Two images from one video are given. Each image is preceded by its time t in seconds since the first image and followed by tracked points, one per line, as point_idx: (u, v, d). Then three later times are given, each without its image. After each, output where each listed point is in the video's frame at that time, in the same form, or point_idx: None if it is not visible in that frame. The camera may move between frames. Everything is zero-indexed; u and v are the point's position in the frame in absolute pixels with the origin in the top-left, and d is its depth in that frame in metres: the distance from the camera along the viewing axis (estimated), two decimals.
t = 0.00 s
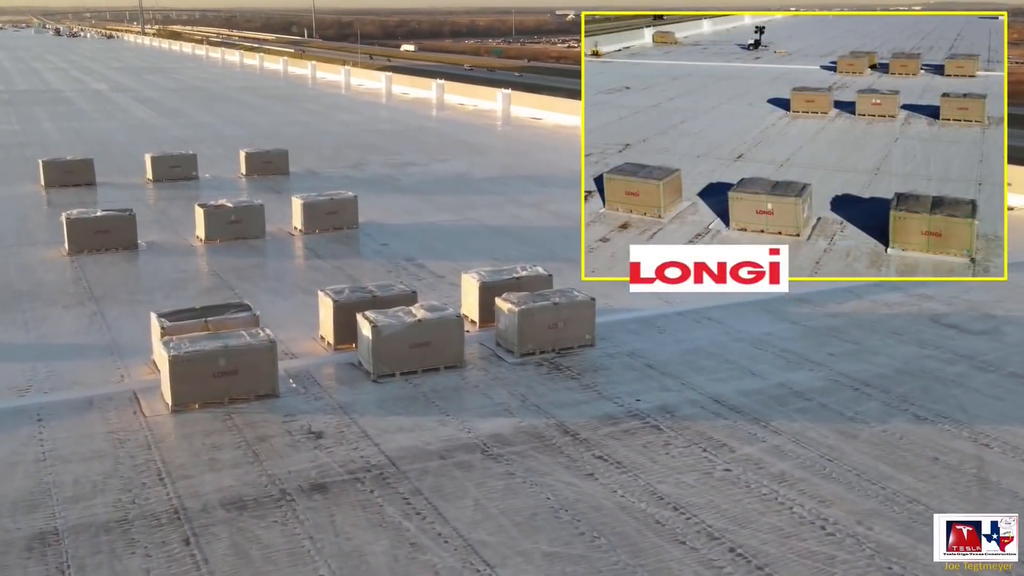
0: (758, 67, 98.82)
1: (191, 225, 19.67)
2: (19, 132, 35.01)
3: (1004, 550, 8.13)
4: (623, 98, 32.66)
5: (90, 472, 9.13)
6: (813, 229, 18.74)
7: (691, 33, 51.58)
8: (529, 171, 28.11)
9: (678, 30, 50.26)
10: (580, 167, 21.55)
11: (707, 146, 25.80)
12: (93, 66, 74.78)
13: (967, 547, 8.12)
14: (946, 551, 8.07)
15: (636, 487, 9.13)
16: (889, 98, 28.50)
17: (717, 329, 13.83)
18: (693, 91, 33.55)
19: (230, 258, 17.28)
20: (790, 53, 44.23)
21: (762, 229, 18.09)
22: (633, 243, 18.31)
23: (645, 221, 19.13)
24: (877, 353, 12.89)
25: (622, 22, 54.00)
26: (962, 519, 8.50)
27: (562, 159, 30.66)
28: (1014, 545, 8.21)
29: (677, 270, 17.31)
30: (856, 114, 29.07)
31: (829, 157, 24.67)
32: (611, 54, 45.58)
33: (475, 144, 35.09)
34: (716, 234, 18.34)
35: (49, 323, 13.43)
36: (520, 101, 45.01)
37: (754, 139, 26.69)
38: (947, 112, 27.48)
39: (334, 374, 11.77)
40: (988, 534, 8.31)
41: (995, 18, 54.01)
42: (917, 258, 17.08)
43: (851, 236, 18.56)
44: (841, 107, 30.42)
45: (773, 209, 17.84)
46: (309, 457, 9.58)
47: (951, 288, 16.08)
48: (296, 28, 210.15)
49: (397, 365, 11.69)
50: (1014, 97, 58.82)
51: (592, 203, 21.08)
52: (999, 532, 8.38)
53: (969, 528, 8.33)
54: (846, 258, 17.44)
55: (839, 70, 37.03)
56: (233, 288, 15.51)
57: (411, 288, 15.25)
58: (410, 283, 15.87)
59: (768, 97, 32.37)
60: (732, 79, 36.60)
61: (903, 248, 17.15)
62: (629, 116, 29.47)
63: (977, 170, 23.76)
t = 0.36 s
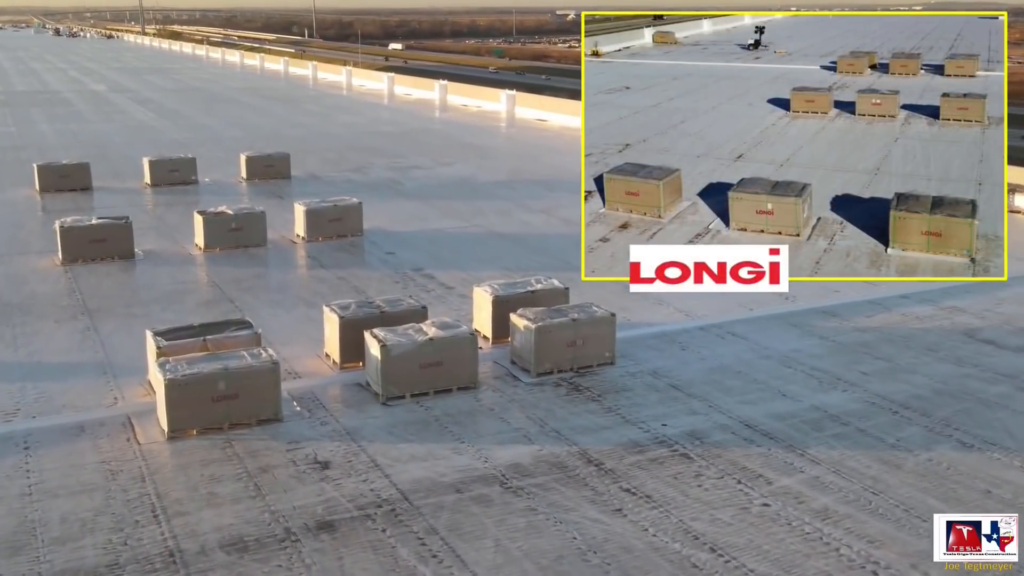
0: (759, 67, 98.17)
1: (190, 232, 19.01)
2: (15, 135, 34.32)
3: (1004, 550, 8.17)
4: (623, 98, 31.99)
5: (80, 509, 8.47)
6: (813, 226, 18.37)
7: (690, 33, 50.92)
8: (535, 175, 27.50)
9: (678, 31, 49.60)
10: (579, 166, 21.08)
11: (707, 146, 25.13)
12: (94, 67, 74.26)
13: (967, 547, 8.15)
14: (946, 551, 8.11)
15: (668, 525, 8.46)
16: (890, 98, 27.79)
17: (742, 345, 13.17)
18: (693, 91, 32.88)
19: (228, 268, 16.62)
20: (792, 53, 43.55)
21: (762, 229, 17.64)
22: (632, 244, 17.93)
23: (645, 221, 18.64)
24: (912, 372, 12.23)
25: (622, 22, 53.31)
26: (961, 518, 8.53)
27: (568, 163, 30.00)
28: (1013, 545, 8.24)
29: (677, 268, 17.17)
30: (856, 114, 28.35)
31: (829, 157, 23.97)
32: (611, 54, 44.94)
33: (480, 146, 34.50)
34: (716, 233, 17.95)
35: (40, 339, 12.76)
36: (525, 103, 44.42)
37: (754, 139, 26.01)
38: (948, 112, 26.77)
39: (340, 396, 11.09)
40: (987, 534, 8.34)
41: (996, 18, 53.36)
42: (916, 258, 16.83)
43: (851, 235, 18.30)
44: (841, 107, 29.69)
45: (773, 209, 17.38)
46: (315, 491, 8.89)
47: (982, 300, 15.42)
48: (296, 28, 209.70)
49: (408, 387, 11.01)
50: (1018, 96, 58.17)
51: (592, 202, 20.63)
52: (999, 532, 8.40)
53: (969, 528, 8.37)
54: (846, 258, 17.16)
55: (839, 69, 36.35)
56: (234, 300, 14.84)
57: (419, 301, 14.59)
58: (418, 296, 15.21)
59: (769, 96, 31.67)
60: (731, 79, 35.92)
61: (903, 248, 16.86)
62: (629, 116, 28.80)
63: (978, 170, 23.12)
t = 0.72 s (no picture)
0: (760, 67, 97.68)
1: (190, 239, 18.41)
2: (10, 137, 33.69)
3: (1004, 551, 8.15)
4: (623, 99, 31.39)
5: (72, 544, 7.89)
6: (813, 224, 18.06)
7: (690, 33, 50.36)
8: (538, 177, 27.00)
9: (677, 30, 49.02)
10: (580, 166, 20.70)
11: (707, 146, 24.53)
12: (94, 67, 73.60)
13: (967, 547, 8.16)
14: (945, 551, 8.12)
15: (703, 562, 7.87)
16: (890, 98, 27.18)
17: (767, 360, 12.58)
18: (691, 91, 32.29)
19: (228, 277, 16.04)
20: (792, 54, 43.01)
21: (762, 229, 17.28)
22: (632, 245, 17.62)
23: (645, 221, 18.32)
24: (948, 390, 11.65)
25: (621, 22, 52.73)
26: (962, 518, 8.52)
27: (574, 165, 29.39)
28: (1014, 545, 8.22)
29: (677, 268, 17.05)
30: (856, 114, 27.74)
31: (829, 157, 23.37)
32: (611, 54, 44.35)
33: (480, 148, 33.96)
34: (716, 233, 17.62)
35: (32, 354, 12.19)
36: (528, 103, 43.93)
37: (754, 139, 25.42)
38: (948, 112, 26.17)
39: (348, 418, 10.49)
40: (988, 534, 8.31)
41: (996, 18, 52.79)
42: (915, 258, 16.59)
43: (851, 234, 17.97)
44: (841, 107, 29.06)
45: (773, 209, 17.04)
46: (325, 523, 8.30)
47: (1013, 312, 14.85)
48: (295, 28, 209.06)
49: (420, 407, 10.42)
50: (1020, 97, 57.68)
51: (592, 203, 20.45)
52: (1000, 533, 8.39)
53: (969, 528, 8.37)
54: (847, 258, 16.97)
55: (840, 69, 35.79)
56: (235, 312, 14.25)
57: (428, 312, 14.00)
58: (427, 307, 14.62)
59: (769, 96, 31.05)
60: (732, 79, 35.34)
61: (903, 247, 16.60)
62: (629, 116, 28.21)
63: (977, 170, 22.55)
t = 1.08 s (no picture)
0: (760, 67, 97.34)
1: (191, 244, 18.00)
2: (7, 138, 33.24)
3: (1003, 550, 8.16)
4: (622, 98, 30.96)
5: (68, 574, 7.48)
6: (812, 224, 17.88)
7: (690, 33, 49.94)
8: (542, 179, 26.63)
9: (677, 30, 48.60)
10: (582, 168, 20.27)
11: (707, 146, 24.10)
12: (95, 67, 73.16)
13: (966, 546, 8.17)
14: (945, 551, 8.12)
15: None
16: (889, 98, 26.76)
17: (789, 372, 12.15)
18: (692, 91, 31.86)
19: (229, 283, 15.61)
20: (792, 54, 42.58)
21: (762, 229, 17.12)
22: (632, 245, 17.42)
23: (645, 221, 18.13)
24: (977, 405, 11.22)
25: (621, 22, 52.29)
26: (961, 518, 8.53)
27: (577, 167, 28.98)
28: (1013, 544, 8.23)
29: (677, 267, 16.85)
30: (855, 114, 27.30)
31: (829, 157, 22.95)
32: (611, 54, 43.92)
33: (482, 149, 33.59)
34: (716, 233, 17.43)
35: (29, 366, 11.78)
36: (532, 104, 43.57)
37: (754, 139, 24.99)
38: (948, 113, 25.73)
39: (357, 434, 10.07)
40: (987, 533, 8.32)
41: (996, 18, 52.36)
42: (915, 258, 16.58)
43: (851, 234, 17.82)
44: (841, 107, 28.61)
45: (774, 209, 16.86)
46: (335, 550, 7.89)
47: None
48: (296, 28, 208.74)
49: (431, 424, 10.00)
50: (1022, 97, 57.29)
51: (592, 204, 20.13)
52: (999, 532, 8.39)
53: (968, 528, 8.38)
54: (847, 258, 16.87)
55: (839, 69, 35.37)
56: (238, 321, 13.83)
57: (438, 322, 13.56)
58: (435, 315, 14.18)
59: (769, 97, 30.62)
60: (731, 78, 34.90)
61: (902, 247, 16.59)
62: (629, 116, 27.80)
63: (977, 170, 22.13)
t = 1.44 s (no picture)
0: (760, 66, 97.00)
1: (193, 249, 17.59)
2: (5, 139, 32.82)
3: (1004, 550, 8.13)
4: (623, 99, 30.54)
5: None
6: (812, 224, 17.62)
7: (690, 33, 49.52)
8: (546, 181, 26.30)
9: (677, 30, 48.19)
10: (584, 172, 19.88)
11: (707, 146, 23.69)
12: (94, 67, 72.64)
13: (966, 547, 8.15)
14: (945, 551, 8.09)
15: None
16: (889, 98, 26.34)
17: (813, 385, 11.72)
18: (695, 91, 31.43)
19: (233, 291, 15.19)
20: (793, 54, 42.17)
21: (763, 228, 16.91)
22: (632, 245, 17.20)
23: (645, 221, 17.92)
24: (1010, 420, 10.80)
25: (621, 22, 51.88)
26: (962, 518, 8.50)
27: (579, 168, 28.59)
28: (1013, 544, 8.20)
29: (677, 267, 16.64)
30: (855, 114, 26.88)
31: (829, 157, 22.56)
32: (611, 54, 43.49)
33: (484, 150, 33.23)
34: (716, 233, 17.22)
35: (27, 378, 11.38)
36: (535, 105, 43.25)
37: (754, 139, 24.58)
38: (948, 113, 25.29)
39: (368, 452, 9.65)
40: (987, 533, 8.29)
41: (997, 18, 51.96)
42: (914, 258, 16.39)
43: (851, 234, 17.53)
44: (841, 107, 28.19)
45: (774, 209, 16.67)
46: None
47: None
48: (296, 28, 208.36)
49: (445, 441, 9.59)
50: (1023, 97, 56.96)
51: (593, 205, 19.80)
52: (1000, 532, 8.36)
53: (968, 528, 8.35)
54: (847, 258, 16.65)
55: (840, 69, 34.95)
56: (242, 330, 13.41)
57: (449, 333, 13.15)
58: (446, 324, 13.77)
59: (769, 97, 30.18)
60: (732, 79, 34.47)
61: (902, 246, 16.39)
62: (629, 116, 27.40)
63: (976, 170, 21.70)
